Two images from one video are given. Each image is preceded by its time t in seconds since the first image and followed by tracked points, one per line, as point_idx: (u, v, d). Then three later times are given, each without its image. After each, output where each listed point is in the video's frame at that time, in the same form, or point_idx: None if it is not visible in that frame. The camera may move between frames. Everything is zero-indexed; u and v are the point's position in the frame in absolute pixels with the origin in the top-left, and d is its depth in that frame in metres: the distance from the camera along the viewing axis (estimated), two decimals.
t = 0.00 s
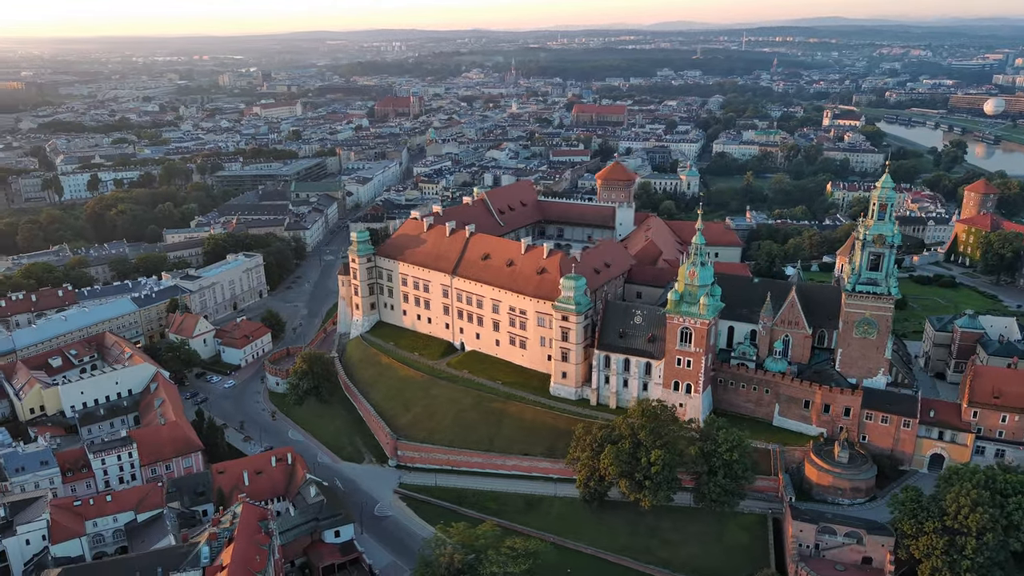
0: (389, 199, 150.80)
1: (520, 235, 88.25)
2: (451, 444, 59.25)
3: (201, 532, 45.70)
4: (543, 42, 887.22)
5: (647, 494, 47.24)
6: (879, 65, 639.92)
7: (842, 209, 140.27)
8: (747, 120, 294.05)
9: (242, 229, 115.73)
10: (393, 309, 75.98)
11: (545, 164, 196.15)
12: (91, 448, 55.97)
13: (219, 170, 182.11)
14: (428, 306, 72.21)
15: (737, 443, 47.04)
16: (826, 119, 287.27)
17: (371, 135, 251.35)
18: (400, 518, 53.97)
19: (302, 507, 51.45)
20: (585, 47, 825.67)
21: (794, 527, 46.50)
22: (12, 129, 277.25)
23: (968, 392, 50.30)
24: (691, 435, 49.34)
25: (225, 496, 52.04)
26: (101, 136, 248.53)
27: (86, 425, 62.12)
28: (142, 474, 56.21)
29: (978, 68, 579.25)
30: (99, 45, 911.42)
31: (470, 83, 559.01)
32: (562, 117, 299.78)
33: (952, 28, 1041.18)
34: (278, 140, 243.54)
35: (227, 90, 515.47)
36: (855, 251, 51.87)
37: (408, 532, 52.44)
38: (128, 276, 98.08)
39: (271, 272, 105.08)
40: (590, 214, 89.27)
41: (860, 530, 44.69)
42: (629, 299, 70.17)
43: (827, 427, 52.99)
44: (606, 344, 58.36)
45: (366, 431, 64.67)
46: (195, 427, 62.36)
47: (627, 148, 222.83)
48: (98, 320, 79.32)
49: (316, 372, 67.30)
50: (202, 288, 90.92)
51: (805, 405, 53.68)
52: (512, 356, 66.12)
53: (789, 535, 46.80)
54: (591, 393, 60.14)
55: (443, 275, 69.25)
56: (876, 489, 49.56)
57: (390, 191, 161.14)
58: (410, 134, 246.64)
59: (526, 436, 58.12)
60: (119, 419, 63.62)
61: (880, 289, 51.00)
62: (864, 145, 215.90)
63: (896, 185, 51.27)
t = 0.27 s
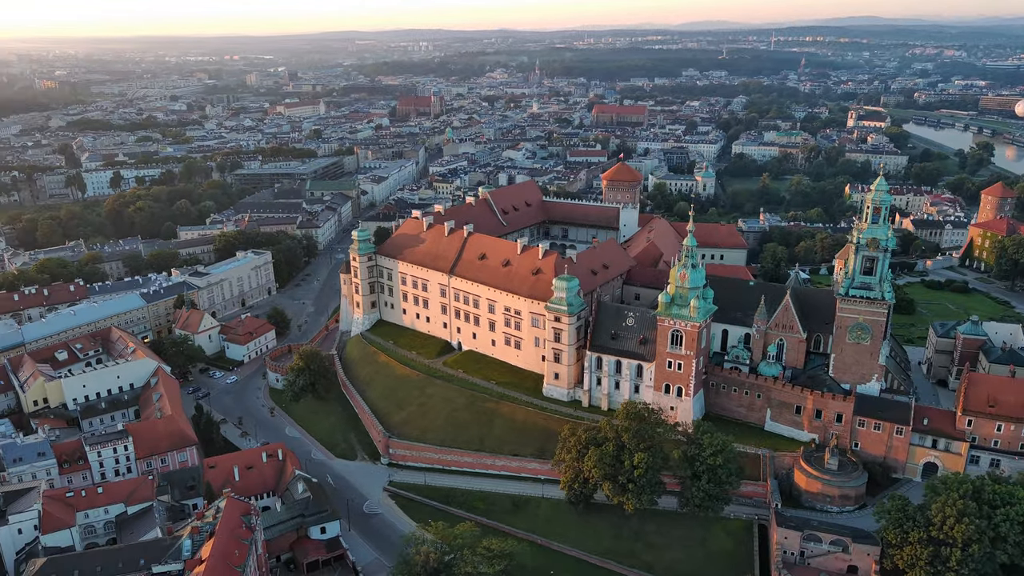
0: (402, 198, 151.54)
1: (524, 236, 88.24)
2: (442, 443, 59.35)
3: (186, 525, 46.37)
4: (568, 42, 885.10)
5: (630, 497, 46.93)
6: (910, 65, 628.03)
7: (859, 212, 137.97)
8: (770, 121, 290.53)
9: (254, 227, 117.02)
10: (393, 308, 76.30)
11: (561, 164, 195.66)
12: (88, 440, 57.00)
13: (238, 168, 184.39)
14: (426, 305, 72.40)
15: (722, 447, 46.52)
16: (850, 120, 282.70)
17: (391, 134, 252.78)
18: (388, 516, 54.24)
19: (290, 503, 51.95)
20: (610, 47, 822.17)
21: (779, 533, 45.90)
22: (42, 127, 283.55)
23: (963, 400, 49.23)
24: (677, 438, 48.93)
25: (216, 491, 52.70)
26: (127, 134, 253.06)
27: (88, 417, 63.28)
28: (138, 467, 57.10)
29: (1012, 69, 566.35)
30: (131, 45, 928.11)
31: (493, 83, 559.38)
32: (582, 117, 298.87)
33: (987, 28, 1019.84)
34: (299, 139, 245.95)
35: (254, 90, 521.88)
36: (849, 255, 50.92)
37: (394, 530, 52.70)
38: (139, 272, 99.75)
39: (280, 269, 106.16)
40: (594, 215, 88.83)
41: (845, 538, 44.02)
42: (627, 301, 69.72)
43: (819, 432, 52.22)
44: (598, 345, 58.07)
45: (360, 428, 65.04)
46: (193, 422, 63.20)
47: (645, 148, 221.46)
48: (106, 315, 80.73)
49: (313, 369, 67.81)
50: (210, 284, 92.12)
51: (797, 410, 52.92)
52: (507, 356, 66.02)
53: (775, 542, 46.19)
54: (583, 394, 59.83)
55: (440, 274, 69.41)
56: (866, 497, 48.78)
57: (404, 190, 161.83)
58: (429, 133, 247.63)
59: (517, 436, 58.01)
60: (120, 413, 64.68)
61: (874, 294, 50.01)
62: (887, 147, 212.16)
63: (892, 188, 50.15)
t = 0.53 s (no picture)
0: (415, 197, 152.24)
1: (528, 236, 88.20)
2: (433, 441, 59.52)
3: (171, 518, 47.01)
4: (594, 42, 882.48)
5: (612, 499, 46.66)
6: (942, 65, 615.89)
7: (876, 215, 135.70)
8: (793, 122, 287.06)
9: (266, 225, 118.37)
10: (393, 306, 76.62)
11: (577, 164, 195.18)
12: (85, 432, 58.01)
13: (257, 166, 186.60)
14: (425, 304, 72.61)
15: (705, 451, 46.09)
16: (876, 121, 278.21)
17: (410, 133, 254.26)
18: (376, 513, 54.54)
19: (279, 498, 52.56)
20: (635, 47, 818.24)
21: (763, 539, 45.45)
22: (71, 125, 289.50)
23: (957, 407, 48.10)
24: (661, 441, 48.59)
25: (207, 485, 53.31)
26: (152, 132, 257.43)
27: (89, 410, 64.49)
28: (134, 459, 58.07)
29: None
30: (162, 44, 943.60)
31: (517, 82, 559.53)
32: (603, 117, 297.72)
33: None
34: (319, 137, 248.44)
35: (280, 89, 528.09)
36: (842, 259, 50.18)
37: (381, 527, 52.97)
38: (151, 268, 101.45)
39: (289, 266, 107.24)
40: (599, 216, 88.49)
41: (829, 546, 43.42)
42: (625, 302, 69.28)
43: (810, 438, 51.41)
44: (589, 347, 57.77)
45: (355, 426, 65.40)
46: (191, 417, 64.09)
47: (664, 149, 220.13)
48: (114, 310, 82.22)
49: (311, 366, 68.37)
50: (218, 281, 93.35)
51: (788, 415, 52.18)
52: (503, 356, 65.96)
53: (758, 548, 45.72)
54: (575, 396, 59.51)
55: (438, 273, 69.60)
56: (855, 505, 48.04)
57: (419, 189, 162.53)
58: (448, 133, 248.48)
59: (507, 436, 58.00)
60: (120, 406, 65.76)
61: (867, 298, 49.20)
62: (911, 149, 208.41)
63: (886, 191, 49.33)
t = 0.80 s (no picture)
0: (428, 196, 152.68)
1: (532, 236, 88.10)
2: (424, 440, 59.62)
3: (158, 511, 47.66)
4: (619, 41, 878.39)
5: (593, 501, 46.37)
6: (975, 66, 603.38)
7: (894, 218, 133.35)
8: (816, 123, 283.31)
9: (277, 223, 119.58)
10: (393, 305, 76.93)
11: (594, 165, 194.47)
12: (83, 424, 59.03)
13: (275, 164, 188.60)
14: (423, 303, 72.80)
15: (688, 455, 45.55)
16: (901, 122, 273.33)
17: (429, 132, 255.19)
18: (363, 510, 54.81)
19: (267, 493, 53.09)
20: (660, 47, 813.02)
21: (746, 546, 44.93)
22: (99, 123, 294.88)
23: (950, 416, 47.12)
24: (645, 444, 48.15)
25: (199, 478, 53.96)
26: (176, 130, 261.35)
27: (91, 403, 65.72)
28: (130, 452, 59.01)
29: None
30: (193, 43, 957.68)
31: (540, 82, 559.01)
32: (623, 117, 296.11)
33: None
34: (339, 136, 250.43)
35: (305, 88, 533.48)
36: (834, 263, 49.39)
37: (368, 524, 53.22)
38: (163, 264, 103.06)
39: (298, 264, 108.20)
40: (603, 217, 88.04)
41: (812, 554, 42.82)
42: (622, 304, 68.84)
43: (799, 444, 50.64)
44: (581, 348, 57.47)
45: (350, 423, 65.78)
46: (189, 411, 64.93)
47: (682, 149, 218.50)
48: (122, 304, 83.62)
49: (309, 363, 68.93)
50: (226, 277, 94.48)
51: (778, 421, 51.45)
52: (497, 356, 65.87)
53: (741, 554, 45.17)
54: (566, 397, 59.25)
55: (435, 272, 69.76)
56: (843, 513, 47.29)
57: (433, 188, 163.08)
58: (466, 132, 248.90)
59: (497, 436, 57.90)
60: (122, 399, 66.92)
61: (858, 303, 48.35)
62: (935, 151, 204.46)
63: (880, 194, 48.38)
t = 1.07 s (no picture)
0: (441, 195, 153.10)
1: (536, 236, 87.91)
2: (415, 439, 59.78)
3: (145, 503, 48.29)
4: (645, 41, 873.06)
5: (574, 503, 46.13)
6: (1009, 67, 589.94)
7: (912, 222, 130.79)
8: (840, 124, 279.09)
9: (288, 220, 120.72)
10: (393, 303, 77.23)
11: (610, 165, 193.48)
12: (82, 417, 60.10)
13: (293, 162, 190.37)
14: (422, 301, 73.02)
15: (669, 459, 45.18)
16: (929, 124, 268.06)
17: (448, 131, 255.74)
18: (352, 507, 55.12)
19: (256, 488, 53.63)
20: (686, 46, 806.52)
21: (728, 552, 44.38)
22: (125, 120, 300.00)
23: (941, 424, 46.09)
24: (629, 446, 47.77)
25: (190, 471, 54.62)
26: (199, 128, 265.05)
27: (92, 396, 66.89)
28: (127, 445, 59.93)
29: None
30: (222, 42, 970.92)
31: (563, 82, 557.60)
32: (643, 117, 294.28)
33: None
34: (358, 134, 252.08)
35: (329, 86, 538.19)
36: (825, 266, 48.58)
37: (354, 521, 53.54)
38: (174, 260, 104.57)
39: (307, 262, 109.11)
40: (607, 217, 87.57)
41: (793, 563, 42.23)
42: (619, 305, 68.41)
43: (788, 450, 49.92)
44: (571, 349, 57.21)
45: (345, 420, 66.19)
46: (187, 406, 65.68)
47: (701, 150, 216.54)
48: (130, 299, 84.95)
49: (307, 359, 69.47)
50: (234, 273, 95.61)
51: (767, 426, 50.75)
52: (492, 356, 65.83)
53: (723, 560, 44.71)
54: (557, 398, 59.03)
55: (432, 271, 69.96)
56: (829, 521, 46.59)
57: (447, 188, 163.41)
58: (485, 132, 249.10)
59: (487, 436, 57.90)
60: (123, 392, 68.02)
61: (849, 308, 47.50)
62: (961, 154, 200.15)
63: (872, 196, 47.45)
